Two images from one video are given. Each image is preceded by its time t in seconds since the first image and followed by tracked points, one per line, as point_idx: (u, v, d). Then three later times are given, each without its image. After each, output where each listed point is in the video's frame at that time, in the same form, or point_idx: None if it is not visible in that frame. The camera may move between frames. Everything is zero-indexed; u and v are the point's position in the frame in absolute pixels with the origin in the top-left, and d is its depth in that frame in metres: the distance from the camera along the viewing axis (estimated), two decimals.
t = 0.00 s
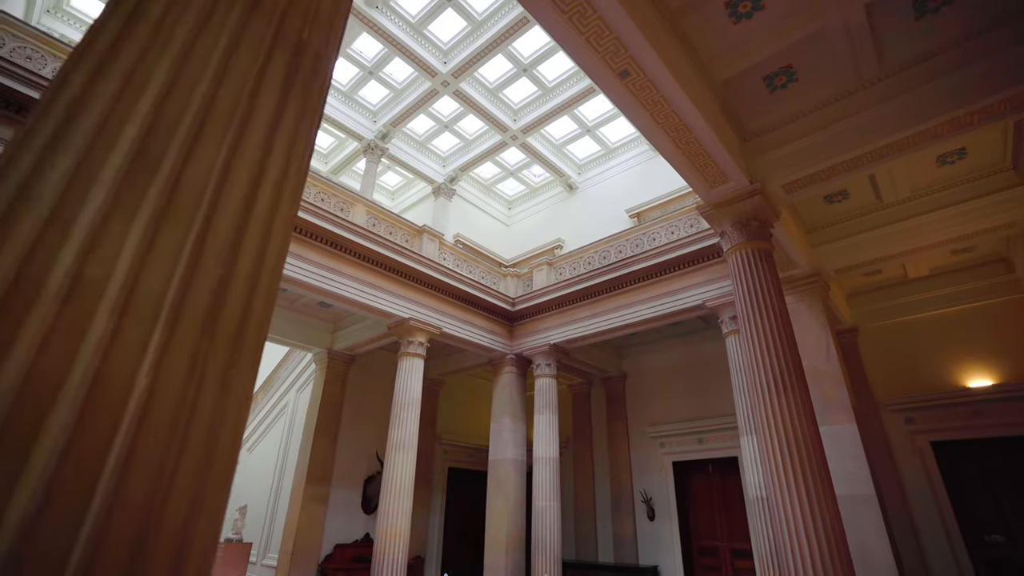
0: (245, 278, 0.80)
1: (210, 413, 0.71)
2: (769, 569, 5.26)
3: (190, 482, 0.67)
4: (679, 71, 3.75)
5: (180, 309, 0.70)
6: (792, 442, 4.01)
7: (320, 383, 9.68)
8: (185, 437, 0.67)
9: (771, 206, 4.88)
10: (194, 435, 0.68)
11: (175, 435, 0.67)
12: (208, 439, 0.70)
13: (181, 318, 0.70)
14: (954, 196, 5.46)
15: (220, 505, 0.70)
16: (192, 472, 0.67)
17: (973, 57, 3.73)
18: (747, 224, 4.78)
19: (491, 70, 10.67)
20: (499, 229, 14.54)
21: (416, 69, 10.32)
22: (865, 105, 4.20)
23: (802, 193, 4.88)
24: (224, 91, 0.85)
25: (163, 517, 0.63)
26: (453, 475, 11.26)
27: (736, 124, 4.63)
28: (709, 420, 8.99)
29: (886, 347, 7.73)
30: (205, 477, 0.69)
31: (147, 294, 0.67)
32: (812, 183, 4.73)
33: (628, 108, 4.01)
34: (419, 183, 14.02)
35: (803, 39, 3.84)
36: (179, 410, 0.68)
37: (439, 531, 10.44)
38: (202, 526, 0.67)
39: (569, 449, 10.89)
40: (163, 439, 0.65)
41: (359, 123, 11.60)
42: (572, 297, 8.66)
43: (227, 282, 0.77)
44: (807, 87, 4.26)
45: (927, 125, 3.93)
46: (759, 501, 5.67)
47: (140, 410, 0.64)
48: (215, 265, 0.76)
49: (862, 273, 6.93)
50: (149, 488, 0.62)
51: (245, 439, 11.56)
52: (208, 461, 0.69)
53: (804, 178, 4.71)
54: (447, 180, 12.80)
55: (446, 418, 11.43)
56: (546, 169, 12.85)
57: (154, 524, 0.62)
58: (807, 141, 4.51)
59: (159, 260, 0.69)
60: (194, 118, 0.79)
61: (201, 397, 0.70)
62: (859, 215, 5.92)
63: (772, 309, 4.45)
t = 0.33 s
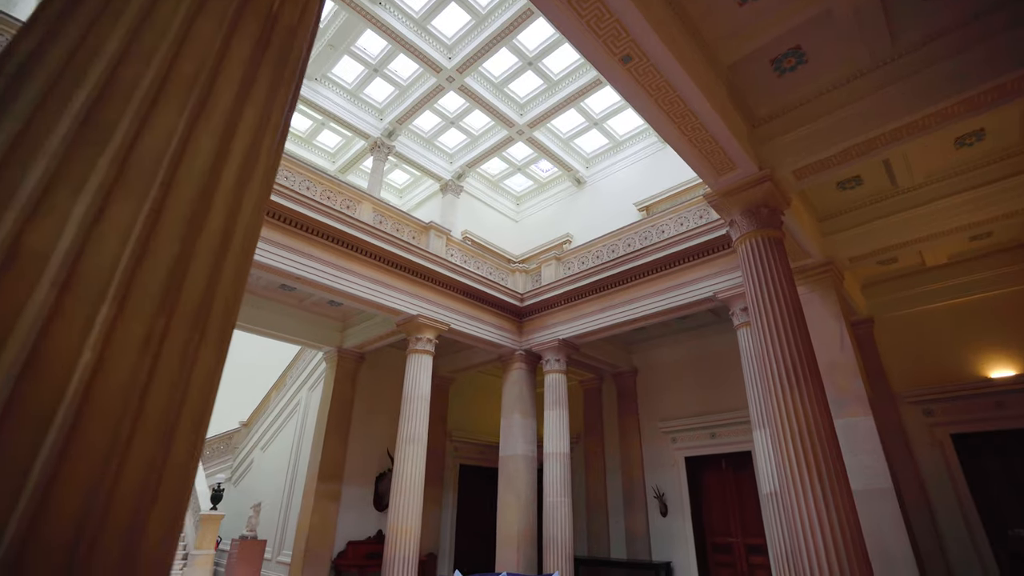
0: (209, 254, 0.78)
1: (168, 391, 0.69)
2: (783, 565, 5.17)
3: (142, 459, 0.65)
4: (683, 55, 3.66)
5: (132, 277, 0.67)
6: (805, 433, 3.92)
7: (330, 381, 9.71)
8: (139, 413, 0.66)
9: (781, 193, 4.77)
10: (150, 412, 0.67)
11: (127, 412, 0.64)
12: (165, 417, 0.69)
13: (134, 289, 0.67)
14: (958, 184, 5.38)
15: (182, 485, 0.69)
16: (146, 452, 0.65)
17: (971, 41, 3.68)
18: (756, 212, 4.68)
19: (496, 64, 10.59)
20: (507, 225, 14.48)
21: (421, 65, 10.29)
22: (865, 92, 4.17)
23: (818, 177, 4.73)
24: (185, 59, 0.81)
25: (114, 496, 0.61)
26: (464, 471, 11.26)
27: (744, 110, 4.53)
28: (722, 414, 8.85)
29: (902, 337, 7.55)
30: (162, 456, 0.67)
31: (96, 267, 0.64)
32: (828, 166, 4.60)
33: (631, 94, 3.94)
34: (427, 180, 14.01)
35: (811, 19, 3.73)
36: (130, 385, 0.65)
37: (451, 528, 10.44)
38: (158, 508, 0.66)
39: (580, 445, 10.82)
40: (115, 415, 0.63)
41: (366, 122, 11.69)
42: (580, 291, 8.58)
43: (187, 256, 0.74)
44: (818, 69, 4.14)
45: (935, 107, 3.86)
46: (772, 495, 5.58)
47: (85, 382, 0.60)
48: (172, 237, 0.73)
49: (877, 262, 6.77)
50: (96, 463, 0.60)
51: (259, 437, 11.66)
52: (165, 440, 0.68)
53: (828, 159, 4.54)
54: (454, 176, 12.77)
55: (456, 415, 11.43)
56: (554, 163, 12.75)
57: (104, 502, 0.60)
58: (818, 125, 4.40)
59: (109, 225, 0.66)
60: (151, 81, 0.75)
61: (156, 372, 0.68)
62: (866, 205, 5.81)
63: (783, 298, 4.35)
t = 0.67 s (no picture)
0: (156, 216, 0.76)
1: (109, 353, 0.67)
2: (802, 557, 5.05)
3: (79, 424, 0.62)
4: (689, 31, 3.56)
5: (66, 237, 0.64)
6: (820, 421, 3.81)
7: (342, 376, 9.75)
8: (74, 375, 0.62)
9: (795, 175, 4.62)
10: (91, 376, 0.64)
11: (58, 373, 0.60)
12: (107, 378, 0.66)
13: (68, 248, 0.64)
14: (986, 160, 5.16)
15: (124, 448, 0.68)
16: (85, 412, 0.63)
17: (974, 19, 3.60)
18: (768, 195, 4.55)
19: (502, 55, 10.47)
20: (517, 218, 14.41)
21: (427, 58, 10.23)
22: (866, 73, 4.09)
23: (829, 159, 4.62)
24: (130, 14, 0.77)
25: (51, 454, 0.58)
26: (477, 464, 11.26)
27: (753, 90, 4.41)
28: (737, 405, 8.70)
29: (924, 324, 7.32)
30: (102, 424, 0.65)
31: (22, 218, 0.59)
32: (836, 150, 4.49)
33: (636, 75, 3.83)
34: (436, 174, 13.97)
35: None
36: (63, 345, 0.61)
37: (464, 520, 10.46)
38: (101, 472, 0.64)
39: (593, 437, 10.76)
40: (45, 374, 0.59)
41: (373, 117, 11.69)
42: (591, 282, 8.47)
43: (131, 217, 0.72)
44: (831, 45, 4.00)
45: (953, 82, 3.70)
46: (789, 486, 5.46)
47: (13, 336, 0.56)
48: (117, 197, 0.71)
49: (896, 246, 6.56)
50: (24, 427, 0.56)
51: (275, 433, 11.79)
52: (106, 402, 0.66)
53: (829, 144, 4.46)
54: (463, 170, 12.72)
55: (468, 408, 11.43)
56: (563, 154, 12.61)
57: (39, 459, 0.57)
58: (832, 103, 4.25)
59: (41, 180, 0.62)
60: (90, 30, 0.71)
61: (96, 335, 0.65)
62: (878, 189, 5.67)
63: (797, 284, 4.23)
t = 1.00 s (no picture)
0: (106, 129, 0.63)
1: (51, 272, 0.53)
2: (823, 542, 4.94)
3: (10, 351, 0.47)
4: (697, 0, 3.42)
5: (16, 100, 0.51)
6: (842, 405, 3.68)
7: (357, 365, 9.81)
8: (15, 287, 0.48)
9: (812, 149, 4.45)
10: (32, 286, 0.51)
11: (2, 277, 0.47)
12: (46, 303, 0.52)
13: (15, 117, 0.50)
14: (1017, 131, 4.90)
15: (53, 398, 0.53)
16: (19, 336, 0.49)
17: None
18: (784, 171, 4.38)
19: (511, 39, 10.29)
20: (529, 205, 14.30)
21: (435, 45, 10.10)
22: (884, 42, 3.91)
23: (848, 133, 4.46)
24: None
25: None
26: (493, 452, 11.29)
27: (768, 62, 4.23)
28: (755, 390, 8.54)
29: (951, 305, 7.08)
30: (35, 361, 0.50)
31: None
32: (855, 123, 4.32)
33: (643, 48, 3.70)
34: (447, 163, 13.89)
35: None
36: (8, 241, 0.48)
37: (481, 506, 10.51)
38: (30, 423, 0.49)
39: (609, 425, 10.69)
40: None
41: (382, 106, 11.67)
42: (603, 268, 8.35)
43: (84, 117, 0.59)
44: (850, 11, 3.81)
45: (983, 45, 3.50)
46: (809, 471, 5.34)
47: None
48: (70, 87, 0.58)
49: (921, 223, 6.32)
50: None
51: (293, 422, 11.94)
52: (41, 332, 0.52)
53: (847, 117, 4.31)
54: (474, 157, 12.62)
55: (483, 396, 11.45)
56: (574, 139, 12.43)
57: None
58: (852, 72, 4.06)
59: None
60: None
61: (40, 245, 0.51)
62: (900, 165, 5.44)
63: (816, 263, 4.08)
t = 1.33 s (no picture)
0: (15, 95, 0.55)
1: None
2: (846, 525, 4.82)
3: None
4: None
5: None
6: (865, 383, 3.54)
7: (373, 349, 9.87)
8: None
9: (834, 115, 4.24)
10: None
11: None
12: None
13: None
14: None
15: None
16: None
17: None
18: (804, 140, 4.18)
19: (521, 17, 10.05)
20: (543, 187, 14.13)
21: (444, 26, 9.92)
22: None
23: (871, 98, 4.25)
24: None
25: None
26: (510, 435, 11.32)
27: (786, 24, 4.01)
28: (775, 370, 8.35)
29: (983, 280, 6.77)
30: None
31: None
32: (881, 86, 4.12)
33: (652, 12, 3.53)
34: (459, 146, 13.76)
35: None
36: None
37: (500, 488, 10.58)
38: None
39: (626, 407, 10.62)
40: None
41: (393, 90, 11.58)
42: (618, 248, 8.19)
43: None
44: None
45: None
46: (831, 452, 5.19)
47: None
48: None
49: (951, 194, 6.01)
50: None
51: (313, 407, 12.13)
52: None
53: (871, 80, 4.12)
54: (486, 140, 12.48)
55: (500, 380, 11.45)
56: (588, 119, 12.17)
57: None
58: (876, 32, 3.83)
59: None
60: None
61: None
62: (927, 134, 5.07)
63: (838, 236, 3.91)
